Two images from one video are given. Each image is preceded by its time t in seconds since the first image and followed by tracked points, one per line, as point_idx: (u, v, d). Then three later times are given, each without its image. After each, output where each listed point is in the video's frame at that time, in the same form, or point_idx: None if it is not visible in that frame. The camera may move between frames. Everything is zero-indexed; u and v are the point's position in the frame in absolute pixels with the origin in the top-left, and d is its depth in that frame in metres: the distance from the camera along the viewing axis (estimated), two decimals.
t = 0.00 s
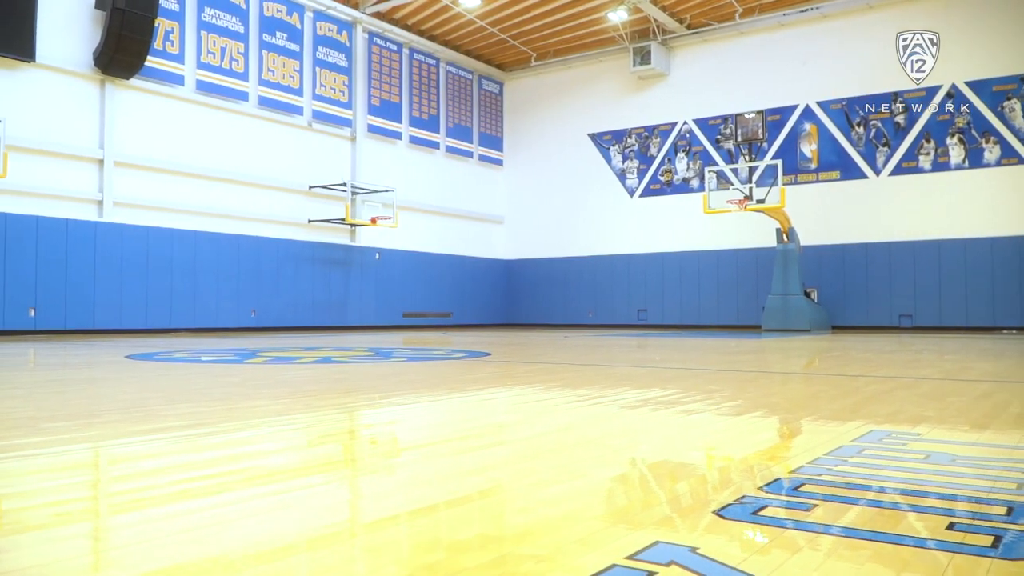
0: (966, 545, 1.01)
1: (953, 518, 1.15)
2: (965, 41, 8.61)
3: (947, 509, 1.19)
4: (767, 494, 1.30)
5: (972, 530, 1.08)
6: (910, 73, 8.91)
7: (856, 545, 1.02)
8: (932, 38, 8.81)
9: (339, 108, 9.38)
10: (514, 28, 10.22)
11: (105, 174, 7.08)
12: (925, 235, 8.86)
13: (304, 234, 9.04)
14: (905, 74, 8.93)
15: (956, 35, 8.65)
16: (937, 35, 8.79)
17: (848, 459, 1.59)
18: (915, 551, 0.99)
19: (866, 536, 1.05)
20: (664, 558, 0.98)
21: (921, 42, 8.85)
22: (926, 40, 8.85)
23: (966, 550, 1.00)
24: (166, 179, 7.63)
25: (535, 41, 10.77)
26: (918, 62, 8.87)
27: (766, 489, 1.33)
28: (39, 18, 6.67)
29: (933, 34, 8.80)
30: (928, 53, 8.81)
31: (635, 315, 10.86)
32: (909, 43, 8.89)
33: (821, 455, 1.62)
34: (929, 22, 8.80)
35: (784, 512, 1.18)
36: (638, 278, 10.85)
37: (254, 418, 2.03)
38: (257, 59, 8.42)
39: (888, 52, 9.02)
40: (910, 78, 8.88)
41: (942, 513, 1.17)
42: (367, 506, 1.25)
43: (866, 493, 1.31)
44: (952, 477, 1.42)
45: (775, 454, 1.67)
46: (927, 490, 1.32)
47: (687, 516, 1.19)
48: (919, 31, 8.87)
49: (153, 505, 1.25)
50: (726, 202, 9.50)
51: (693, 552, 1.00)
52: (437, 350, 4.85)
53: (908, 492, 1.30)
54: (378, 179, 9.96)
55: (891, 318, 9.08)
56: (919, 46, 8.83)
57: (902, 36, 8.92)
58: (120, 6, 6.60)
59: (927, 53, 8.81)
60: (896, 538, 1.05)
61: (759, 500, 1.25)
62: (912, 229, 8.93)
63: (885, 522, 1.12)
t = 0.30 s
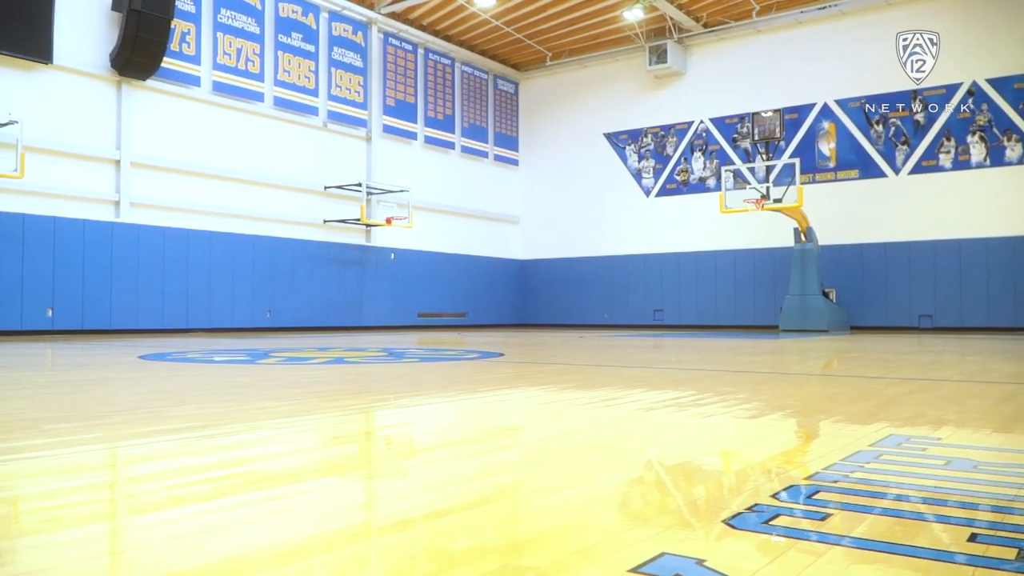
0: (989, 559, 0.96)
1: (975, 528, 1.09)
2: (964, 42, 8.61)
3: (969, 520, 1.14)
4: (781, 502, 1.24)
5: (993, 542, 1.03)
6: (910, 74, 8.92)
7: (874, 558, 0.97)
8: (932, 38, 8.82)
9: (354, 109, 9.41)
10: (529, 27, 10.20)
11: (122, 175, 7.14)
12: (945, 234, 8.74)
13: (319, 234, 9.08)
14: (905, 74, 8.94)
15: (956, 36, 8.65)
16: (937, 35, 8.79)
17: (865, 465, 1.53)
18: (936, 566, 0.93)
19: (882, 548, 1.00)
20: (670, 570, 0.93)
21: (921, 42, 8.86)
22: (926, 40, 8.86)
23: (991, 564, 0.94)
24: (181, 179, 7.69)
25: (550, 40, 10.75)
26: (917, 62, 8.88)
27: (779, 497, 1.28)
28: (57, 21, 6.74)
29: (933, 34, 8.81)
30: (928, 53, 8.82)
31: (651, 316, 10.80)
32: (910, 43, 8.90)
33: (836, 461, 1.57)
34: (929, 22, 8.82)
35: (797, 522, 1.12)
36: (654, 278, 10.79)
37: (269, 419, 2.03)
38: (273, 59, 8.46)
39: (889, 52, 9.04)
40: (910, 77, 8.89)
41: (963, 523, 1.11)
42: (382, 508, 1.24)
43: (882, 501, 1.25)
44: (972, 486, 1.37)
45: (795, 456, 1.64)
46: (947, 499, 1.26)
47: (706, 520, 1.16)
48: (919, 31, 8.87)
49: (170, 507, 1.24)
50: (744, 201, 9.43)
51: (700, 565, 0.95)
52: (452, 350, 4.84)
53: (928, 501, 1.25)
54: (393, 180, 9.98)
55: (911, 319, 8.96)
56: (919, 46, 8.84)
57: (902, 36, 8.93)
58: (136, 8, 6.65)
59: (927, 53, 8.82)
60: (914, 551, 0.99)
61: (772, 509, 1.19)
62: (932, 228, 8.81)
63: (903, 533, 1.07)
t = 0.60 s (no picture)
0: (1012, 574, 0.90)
1: (997, 540, 1.04)
2: (962, 42, 8.61)
3: (990, 531, 1.08)
4: (791, 511, 1.19)
5: (1017, 555, 0.98)
6: (910, 73, 8.92)
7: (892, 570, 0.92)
8: (932, 38, 8.82)
9: (368, 109, 9.44)
10: (544, 27, 10.18)
11: (137, 175, 7.18)
12: (964, 234, 8.62)
13: (333, 233, 9.11)
14: (905, 74, 8.93)
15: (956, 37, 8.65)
16: (937, 35, 8.79)
17: (879, 472, 1.47)
18: None
19: (893, 561, 0.96)
20: None
21: (921, 42, 8.86)
22: (926, 40, 8.86)
23: None
24: (195, 179, 7.72)
25: (564, 40, 10.72)
26: (917, 62, 8.87)
27: (789, 505, 1.23)
28: (73, 21, 6.79)
29: (932, 34, 8.81)
30: (928, 53, 8.82)
31: (666, 316, 10.75)
32: (909, 43, 8.90)
33: (851, 467, 1.52)
34: (928, 22, 8.83)
35: (807, 533, 1.07)
36: (669, 278, 10.74)
37: (281, 419, 2.02)
38: (287, 60, 8.50)
39: (888, 52, 9.04)
40: (910, 77, 8.90)
41: (979, 535, 1.06)
42: (396, 510, 1.22)
43: (895, 510, 1.20)
44: (994, 492, 1.31)
45: (813, 460, 1.60)
46: (968, 507, 1.21)
47: (722, 523, 1.13)
48: (919, 31, 8.88)
49: (183, 508, 1.23)
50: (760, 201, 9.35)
51: None
52: (464, 351, 4.84)
53: (947, 510, 1.20)
54: (407, 179, 9.99)
55: (929, 320, 8.84)
56: (918, 46, 8.84)
57: (902, 36, 8.94)
58: (151, 8, 6.68)
59: (927, 53, 8.82)
60: (933, 565, 0.94)
61: (781, 518, 1.15)
62: (951, 228, 8.70)
63: (921, 544, 1.02)
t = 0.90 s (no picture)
0: None
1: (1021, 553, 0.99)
2: (964, 42, 8.60)
3: (1014, 542, 1.03)
4: (802, 520, 1.14)
5: None
6: (910, 73, 8.93)
7: None
8: (932, 38, 8.81)
9: (380, 109, 9.45)
10: (556, 26, 10.16)
11: (150, 175, 7.22)
12: (982, 233, 8.52)
13: (345, 233, 9.13)
14: (905, 74, 8.94)
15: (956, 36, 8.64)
16: (937, 35, 8.79)
17: (896, 478, 1.41)
18: None
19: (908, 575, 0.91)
20: None
21: (921, 42, 8.87)
22: (927, 40, 8.86)
23: None
24: (208, 179, 7.76)
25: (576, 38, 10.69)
26: (918, 62, 8.88)
27: (799, 513, 1.18)
28: (85, 23, 6.83)
29: (933, 33, 8.81)
30: (928, 53, 8.83)
31: (679, 316, 10.70)
32: (909, 43, 8.91)
33: (866, 472, 1.46)
34: (929, 22, 8.82)
35: (819, 544, 1.02)
36: (682, 277, 10.69)
37: (291, 419, 2.01)
38: (299, 60, 8.52)
39: (888, 52, 9.05)
40: (910, 77, 8.90)
41: (998, 547, 1.01)
42: (409, 512, 1.21)
43: (905, 518, 1.15)
44: (1015, 500, 1.26)
45: (831, 463, 1.56)
46: (990, 516, 1.16)
47: (734, 529, 1.10)
48: (920, 31, 8.89)
49: (196, 510, 1.21)
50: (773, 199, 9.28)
51: None
52: (475, 351, 4.83)
53: (967, 519, 1.14)
54: (419, 180, 10.00)
55: (946, 320, 8.73)
56: (918, 46, 8.84)
57: (902, 36, 8.95)
58: (163, 9, 6.70)
59: (927, 53, 8.82)
60: None
61: (791, 528, 1.09)
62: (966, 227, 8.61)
63: (940, 556, 0.97)
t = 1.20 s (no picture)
0: None
1: None
2: (964, 42, 8.60)
3: None
4: (811, 528, 1.09)
5: None
6: (910, 73, 8.94)
7: None
8: (932, 38, 8.82)
9: (391, 108, 9.46)
10: (567, 24, 10.13)
11: (161, 176, 7.26)
12: (997, 231, 8.43)
13: (356, 233, 9.15)
14: (905, 74, 8.94)
15: (956, 37, 8.64)
16: (937, 35, 8.80)
17: (909, 484, 1.36)
18: None
19: None
20: None
21: (921, 42, 8.87)
22: (927, 40, 8.87)
23: None
24: (219, 180, 7.80)
25: (586, 37, 10.66)
26: (917, 62, 8.88)
27: (807, 521, 1.13)
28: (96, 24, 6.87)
29: (933, 34, 8.81)
30: (928, 53, 8.82)
31: (691, 316, 10.65)
32: (910, 43, 8.92)
33: (879, 477, 1.42)
34: (929, 22, 8.83)
35: (829, 554, 0.97)
36: (694, 277, 10.64)
37: (300, 420, 2.00)
38: (310, 60, 8.54)
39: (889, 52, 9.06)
40: (910, 77, 8.90)
41: (1018, 558, 0.96)
42: (420, 514, 1.19)
43: (913, 526, 1.10)
44: None
45: (847, 466, 1.53)
46: (1008, 524, 1.11)
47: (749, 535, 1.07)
48: (920, 31, 8.90)
49: (207, 511, 1.20)
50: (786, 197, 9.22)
51: None
52: (484, 351, 4.82)
53: (984, 527, 1.10)
54: (429, 179, 10.01)
55: (960, 320, 8.65)
56: (918, 46, 8.85)
57: (902, 36, 8.96)
58: (173, 10, 6.73)
59: (927, 53, 8.83)
60: None
61: (800, 536, 1.04)
62: (981, 225, 8.52)
63: (958, 568, 0.92)
